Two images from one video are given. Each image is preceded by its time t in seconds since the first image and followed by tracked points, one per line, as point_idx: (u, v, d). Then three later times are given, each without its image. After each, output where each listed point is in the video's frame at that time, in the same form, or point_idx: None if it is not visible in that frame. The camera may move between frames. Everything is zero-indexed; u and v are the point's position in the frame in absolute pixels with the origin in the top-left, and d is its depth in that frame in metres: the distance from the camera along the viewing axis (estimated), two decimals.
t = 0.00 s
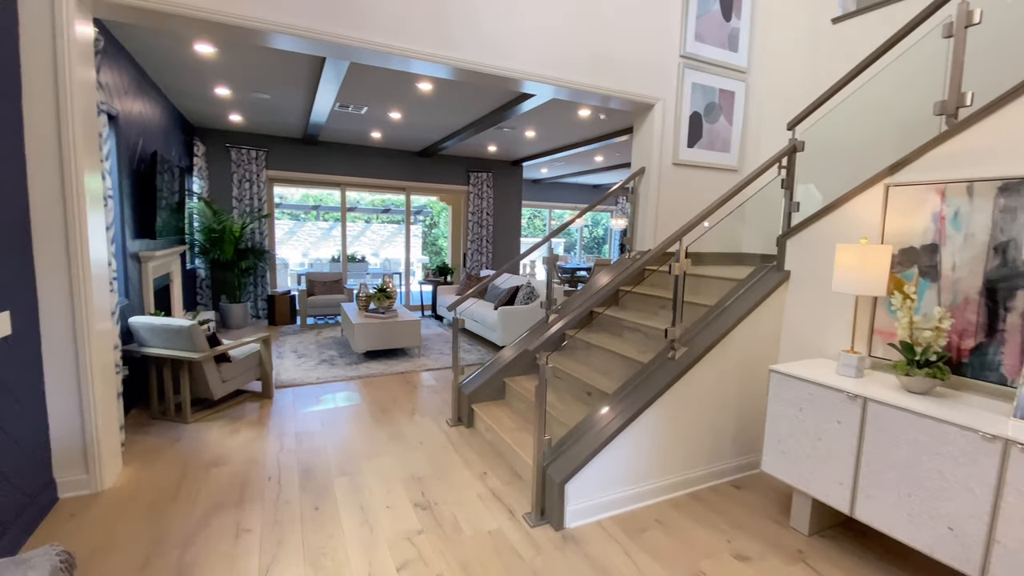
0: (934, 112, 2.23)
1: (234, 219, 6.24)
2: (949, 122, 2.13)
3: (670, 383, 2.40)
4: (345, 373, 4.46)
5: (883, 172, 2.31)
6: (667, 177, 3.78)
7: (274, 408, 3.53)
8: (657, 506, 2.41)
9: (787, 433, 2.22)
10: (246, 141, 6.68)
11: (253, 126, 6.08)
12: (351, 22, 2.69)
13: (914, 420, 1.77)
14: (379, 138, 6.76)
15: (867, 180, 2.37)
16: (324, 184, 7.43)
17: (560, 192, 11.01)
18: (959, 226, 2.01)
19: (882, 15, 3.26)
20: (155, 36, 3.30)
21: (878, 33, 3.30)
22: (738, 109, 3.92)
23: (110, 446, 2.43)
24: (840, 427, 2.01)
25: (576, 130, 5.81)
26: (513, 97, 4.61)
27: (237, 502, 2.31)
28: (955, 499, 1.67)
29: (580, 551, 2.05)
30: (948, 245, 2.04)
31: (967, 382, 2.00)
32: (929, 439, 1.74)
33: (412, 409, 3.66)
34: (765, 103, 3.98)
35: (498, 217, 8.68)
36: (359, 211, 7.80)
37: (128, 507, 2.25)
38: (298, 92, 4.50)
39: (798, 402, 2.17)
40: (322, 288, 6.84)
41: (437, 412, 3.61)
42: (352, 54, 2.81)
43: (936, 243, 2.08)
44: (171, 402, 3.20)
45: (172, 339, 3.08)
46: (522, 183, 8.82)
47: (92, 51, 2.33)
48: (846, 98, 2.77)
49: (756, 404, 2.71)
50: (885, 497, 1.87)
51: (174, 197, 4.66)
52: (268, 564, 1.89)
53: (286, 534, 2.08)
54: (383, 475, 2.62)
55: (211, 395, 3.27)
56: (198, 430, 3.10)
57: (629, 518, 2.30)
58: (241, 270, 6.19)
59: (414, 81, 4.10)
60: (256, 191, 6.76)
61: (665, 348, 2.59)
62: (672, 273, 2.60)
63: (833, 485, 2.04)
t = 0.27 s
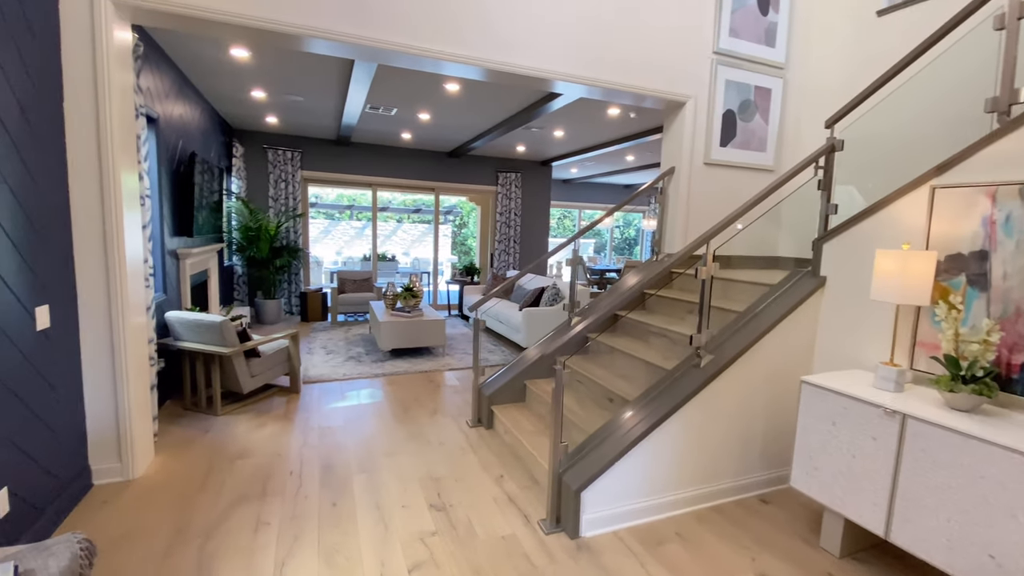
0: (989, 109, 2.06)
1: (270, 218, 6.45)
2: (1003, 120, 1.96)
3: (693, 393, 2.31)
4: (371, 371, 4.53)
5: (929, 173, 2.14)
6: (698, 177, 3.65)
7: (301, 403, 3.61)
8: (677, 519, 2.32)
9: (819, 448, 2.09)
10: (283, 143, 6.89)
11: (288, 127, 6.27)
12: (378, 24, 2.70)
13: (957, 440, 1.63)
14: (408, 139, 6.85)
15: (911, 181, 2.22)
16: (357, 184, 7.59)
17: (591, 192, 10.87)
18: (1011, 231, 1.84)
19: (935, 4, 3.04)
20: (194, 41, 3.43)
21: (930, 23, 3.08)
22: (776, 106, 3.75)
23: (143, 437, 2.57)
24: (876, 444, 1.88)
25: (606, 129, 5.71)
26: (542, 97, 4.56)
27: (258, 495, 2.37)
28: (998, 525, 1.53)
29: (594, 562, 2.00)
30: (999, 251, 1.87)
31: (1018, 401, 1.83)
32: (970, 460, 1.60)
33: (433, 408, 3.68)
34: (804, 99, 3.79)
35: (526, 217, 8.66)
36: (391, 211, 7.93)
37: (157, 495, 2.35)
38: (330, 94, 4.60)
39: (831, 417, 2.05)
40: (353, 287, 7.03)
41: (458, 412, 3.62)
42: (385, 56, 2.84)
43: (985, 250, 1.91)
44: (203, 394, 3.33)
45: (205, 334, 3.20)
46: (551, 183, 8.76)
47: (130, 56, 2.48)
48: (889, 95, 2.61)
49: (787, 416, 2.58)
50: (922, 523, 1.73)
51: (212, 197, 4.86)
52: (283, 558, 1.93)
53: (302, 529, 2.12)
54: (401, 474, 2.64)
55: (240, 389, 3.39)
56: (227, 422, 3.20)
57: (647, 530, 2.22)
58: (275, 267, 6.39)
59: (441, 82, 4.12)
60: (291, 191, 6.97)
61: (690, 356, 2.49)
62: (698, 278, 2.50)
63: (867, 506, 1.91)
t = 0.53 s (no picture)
0: None
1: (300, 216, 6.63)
2: None
3: (714, 397, 2.25)
4: (394, 367, 4.60)
5: (970, 172, 2.02)
6: (725, 176, 3.55)
7: (324, 397, 3.70)
8: (695, 526, 2.27)
9: (845, 459, 2.01)
10: (313, 142, 7.07)
11: (318, 128, 6.42)
12: (402, 25, 2.73)
13: (992, 455, 1.55)
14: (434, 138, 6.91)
15: (949, 181, 2.10)
16: (385, 184, 7.72)
17: (617, 191, 10.73)
18: None
19: None
20: (227, 44, 3.56)
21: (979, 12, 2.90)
22: (809, 102, 3.61)
23: (172, 425, 2.71)
24: (906, 456, 1.80)
25: (632, 127, 5.62)
26: (566, 95, 4.51)
27: (279, 485, 2.45)
28: None
29: (606, 566, 1.97)
30: None
31: None
32: (1010, 479, 1.51)
33: (452, 405, 3.71)
34: (839, 95, 3.63)
35: (551, 216, 8.62)
36: (418, 210, 8.04)
37: (186, 482, 2.46)
38: (357, 94, 4.69)
39: (859, 427, 1.96)
40: (379, 283, 7.10)
41: (476, 410, 3.63)
42: (414, 58, 2.87)
43: None
44: (231, 386, 3.46)
45: (233, 328, 3.32)
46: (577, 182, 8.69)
47: (164, 59, 2.62)
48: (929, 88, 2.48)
49: (813, 424, 2.48)
50: (954, 540, 1.65)
51: (245, 195, 5.03)
52: (299, 547, 1.99)
53: (319, 520, 2.17)
54: (416, 470, 2.67)
55: (267, 381, 3.50)
56: (254, 414, 3.32)
57: (662, 536, 2.18)
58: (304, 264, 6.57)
59: (465, 81, 4.15)
60: (321, 190, 7.14)
61: (711, 359, 2.42)
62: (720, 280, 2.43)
63: (896, 521, 1.83)
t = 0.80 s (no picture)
0: None
1: (322, 214, 6.76)
2: None
3: (730, 398, 2.21)
4: (411, 362, 4.65)
5: (1003, 166, 1.93)
6: (746, 172, 3.47)
7: (342, 390, 3.78)
8: (708, 527, 2.23)
9: (866, 464, 1.95)
10: (336, 141, 7.19)
11: (341, 126, 6.53)
12: (421, 22, 2.74)
13: (1020, 462, 1.49)
14: (454, 136, 6.96)
15: (981, 176, 2.00)
16: (406, 181, 7.80)
17: (638, 189, 10.60)
18: None
19: None
20: (251, 44, 3.65)
21: None
22: (836, 96, 3.50)
23: (196, 414, 2.81)
24: (929, 462, 1.73)
25: (653, 123, 5.54)
26: (585, 91, 4.47)
27: (296, 475, 2.51)
28: None
29: (616, 564, 1.96)
30: None
31: None
32: None
33: (467, 401, 3.73)
34: (869, 88, 3.51)
35: (571, 214, 8.58)
36: (439, 207, 8.11)
37: (208, 470, 2.55)
38: (378, 93, 4.76)
39: (880, 430, 1.90)
40: (399, 279, 7.17)
41: (490, 406, 3.65)
42: (436, 55, 2.89)
43: None
44: (253, 378, 3.56)
45: (256, 321, 3.41)
46: (597, 180, 8.63)
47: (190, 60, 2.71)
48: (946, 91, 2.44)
49: (833, 427, 2.41)
50: (980, 549, 1.59)
51: (270, 192, 5.16)
52: (312, 536, 2.03)
53: (334, 510, 2.22)
54: (429, 463, 2.71)
55: (287, 374, 3.59)
56: (274, 405, 3.41)
57: (674, 537, 2.15)
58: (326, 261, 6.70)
59: (483, 78, 4.15)
60: (343, 187, 7.27)
61: (727, 359, 2.38)
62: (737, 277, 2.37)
63: (918, 528, 1.77)
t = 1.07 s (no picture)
0: None
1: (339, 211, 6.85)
2: None
3: (739, 397, 2.18)
4: (424, 358, 4.70)
5: None
6: (763, 168, 3.41)
7: (357, 384, 3.84)
8: (718, 526, 2.22)
9: (882, 465, 1.91)
10: (353, 139, 7.28)
11: (357, 124, 6.61)
12: (435, 19, 2.76)
13: None
14: (469, 133, 6.98)
15: (1006, 170, 1.94)
16: (421, 179, 7.86)
17: (655, 186, 10.49)
18: None
19: None
20: (269, 44, 3.72)
21: None
22: (857, 89, 3.41)
23: (215, 405, 2.88)
24: (947, 463, 1.69)
25: (669, 119, 5.48)
26: (600, 86, 4.44)
27: (310, 465, 2.57)
28: None
29: (624, 560, 1.96)
30: None
31: None
32: None
33: (479, 396, 3.76)
34: (892, 80, 3.41)
35: (586, 211, 8.53)
36: (454, 205, 8.16)
37: (226, 459, 2.62)
38: (393, 91, 4.80)
39: (897, 430, 1.86)
40: (414, 277, 7.24)
41: (502, 402, 3.67)
42: (451, 53, 2.91)
43: None
44: (270, 371, 3.64)
45: (273, 315, 3.49)
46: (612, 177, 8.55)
47: (210, 60, 2.78)
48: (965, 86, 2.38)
49: (849, 427, 2.37)
50: (999, 553, 1.55)
51: (288, 190, 5.25)
52: (325, 525, 2.08)
53: (346, 500, 2.26)
54: (440, 457, 2.74)
55: (303, 367, 3.66)
56: (290, 398, 3.48)
57: (683, 535, 2.14)
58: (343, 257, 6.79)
59: (497, 75, 4.16)
60: (359, 185, 7.36)
61: (740, 357, 2.35)
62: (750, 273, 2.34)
63: (935, 531, 1.73)
